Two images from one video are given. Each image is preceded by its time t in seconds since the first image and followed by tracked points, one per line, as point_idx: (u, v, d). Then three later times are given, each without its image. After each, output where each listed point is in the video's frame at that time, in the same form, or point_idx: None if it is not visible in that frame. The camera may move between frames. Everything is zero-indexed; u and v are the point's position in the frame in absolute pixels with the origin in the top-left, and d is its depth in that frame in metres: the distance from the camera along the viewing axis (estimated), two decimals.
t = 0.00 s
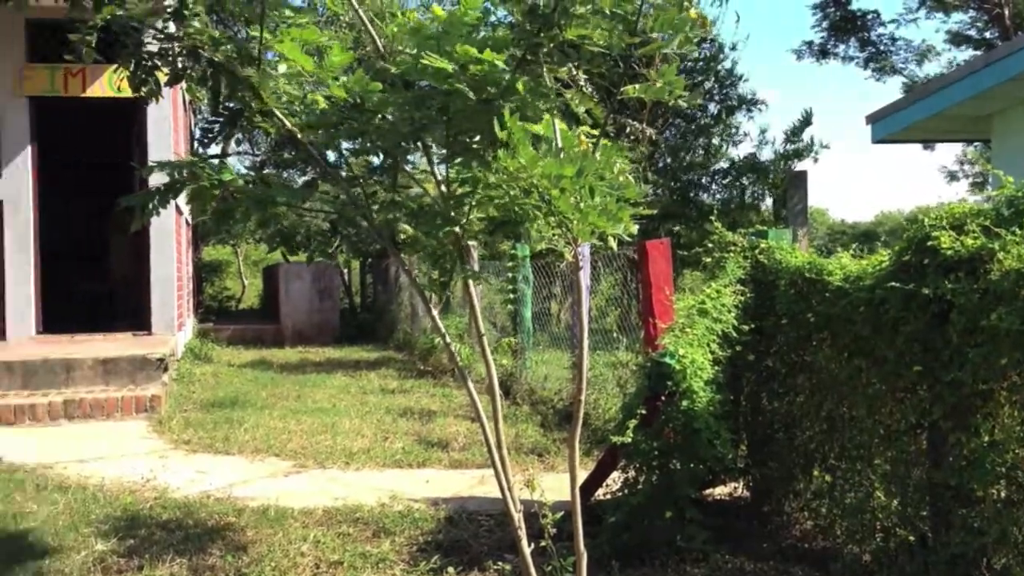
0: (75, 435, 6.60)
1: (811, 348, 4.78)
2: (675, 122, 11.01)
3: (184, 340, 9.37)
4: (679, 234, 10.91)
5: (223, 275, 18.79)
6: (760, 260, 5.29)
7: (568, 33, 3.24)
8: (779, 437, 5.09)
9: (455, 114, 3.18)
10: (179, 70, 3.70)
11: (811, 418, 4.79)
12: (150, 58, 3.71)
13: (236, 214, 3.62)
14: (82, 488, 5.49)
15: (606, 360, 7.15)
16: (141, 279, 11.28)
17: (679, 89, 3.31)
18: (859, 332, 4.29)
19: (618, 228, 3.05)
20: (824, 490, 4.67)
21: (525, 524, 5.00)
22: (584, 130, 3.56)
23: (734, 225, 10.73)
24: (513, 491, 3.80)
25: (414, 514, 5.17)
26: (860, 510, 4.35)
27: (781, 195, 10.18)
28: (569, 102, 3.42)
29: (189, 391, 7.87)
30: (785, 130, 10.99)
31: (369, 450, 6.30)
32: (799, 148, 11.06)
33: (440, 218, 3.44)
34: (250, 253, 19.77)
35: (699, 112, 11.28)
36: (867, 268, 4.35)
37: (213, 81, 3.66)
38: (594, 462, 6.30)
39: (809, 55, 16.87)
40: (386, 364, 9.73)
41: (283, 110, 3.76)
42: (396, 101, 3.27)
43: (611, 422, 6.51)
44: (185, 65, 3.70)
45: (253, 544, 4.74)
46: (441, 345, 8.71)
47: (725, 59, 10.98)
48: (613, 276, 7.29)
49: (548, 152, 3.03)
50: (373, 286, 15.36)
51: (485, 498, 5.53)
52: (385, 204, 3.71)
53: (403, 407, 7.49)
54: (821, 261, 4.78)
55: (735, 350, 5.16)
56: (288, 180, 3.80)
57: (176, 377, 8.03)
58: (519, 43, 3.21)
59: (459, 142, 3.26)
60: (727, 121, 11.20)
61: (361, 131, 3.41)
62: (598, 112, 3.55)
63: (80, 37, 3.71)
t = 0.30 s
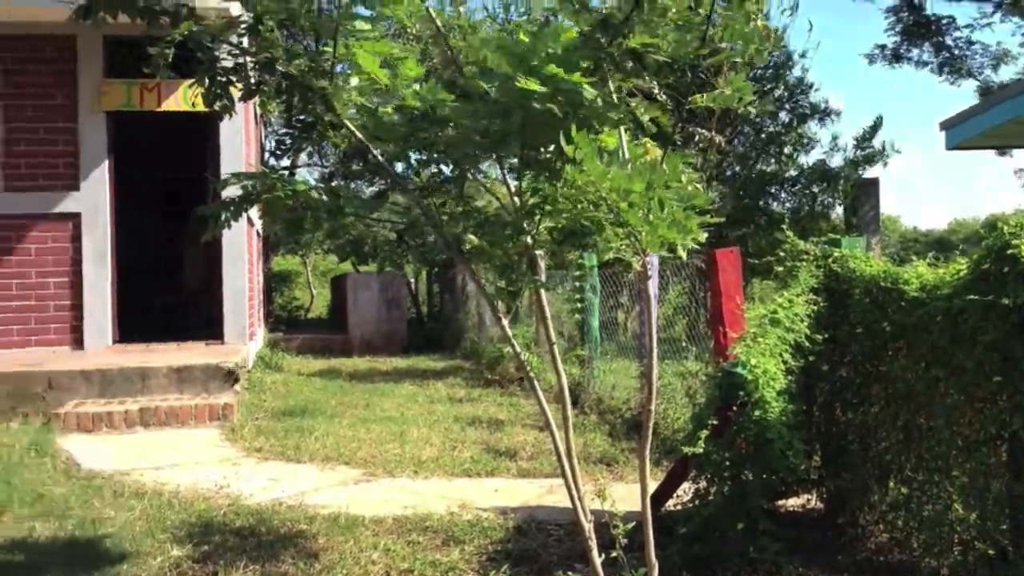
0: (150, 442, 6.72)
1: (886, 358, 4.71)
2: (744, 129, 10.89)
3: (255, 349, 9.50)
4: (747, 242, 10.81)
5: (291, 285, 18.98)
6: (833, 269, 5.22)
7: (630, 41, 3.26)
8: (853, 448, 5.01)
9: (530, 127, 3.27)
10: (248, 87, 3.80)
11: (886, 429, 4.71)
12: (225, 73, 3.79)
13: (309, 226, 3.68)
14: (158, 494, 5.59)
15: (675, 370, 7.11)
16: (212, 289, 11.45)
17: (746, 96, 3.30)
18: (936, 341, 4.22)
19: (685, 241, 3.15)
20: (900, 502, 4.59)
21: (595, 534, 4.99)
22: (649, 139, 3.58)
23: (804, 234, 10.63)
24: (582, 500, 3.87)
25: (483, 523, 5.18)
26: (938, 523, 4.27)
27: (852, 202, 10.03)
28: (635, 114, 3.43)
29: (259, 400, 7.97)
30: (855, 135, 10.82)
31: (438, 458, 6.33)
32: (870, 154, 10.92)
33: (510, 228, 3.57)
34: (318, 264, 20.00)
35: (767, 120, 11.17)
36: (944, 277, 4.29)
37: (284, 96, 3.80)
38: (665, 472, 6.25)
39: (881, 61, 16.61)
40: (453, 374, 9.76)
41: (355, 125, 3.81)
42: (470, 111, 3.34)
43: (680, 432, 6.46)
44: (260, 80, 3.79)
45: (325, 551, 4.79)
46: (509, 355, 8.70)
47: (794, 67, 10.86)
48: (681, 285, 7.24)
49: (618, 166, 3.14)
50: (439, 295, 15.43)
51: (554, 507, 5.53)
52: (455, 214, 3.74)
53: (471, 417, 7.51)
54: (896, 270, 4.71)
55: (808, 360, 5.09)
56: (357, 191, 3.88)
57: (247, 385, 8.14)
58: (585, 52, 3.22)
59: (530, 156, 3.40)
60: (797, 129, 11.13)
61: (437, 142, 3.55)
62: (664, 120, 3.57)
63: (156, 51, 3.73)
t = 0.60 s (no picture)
0: (218, 457, 6.81)
1: (958, 374, 4.61)
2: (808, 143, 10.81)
3: (319, 365, 9.58)
4: (813, 257, 10.66)
5: (354, 302, 19.12)
6: (903, 285, 5.13)
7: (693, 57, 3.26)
8: (925, 466, 4.89)
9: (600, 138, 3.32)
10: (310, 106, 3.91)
11: (959, 446, 4.61)
12: (289, 92, 3.92)
13: (374, 246, 3.74)
14: (227, 509, 5.66)
15: (742, 387, 7.03)
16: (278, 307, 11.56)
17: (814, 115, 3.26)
18: (1010, 357, 4.13)
19: (752, 257, 3.19)
20: (973, 522, 4.48)
21: (661, 552, 4.95)
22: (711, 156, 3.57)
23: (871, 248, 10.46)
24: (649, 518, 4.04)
25: (548, 540, 5.16)
26: (1013, 544, 4.16)
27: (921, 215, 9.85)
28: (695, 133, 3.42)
29: (324, 415, 8.04)
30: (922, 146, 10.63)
31: (502, 474, 6.32)
32: (938, 164, 10.70)
33: (575, 244, 3.60)
34: (382, 281, 20.15)
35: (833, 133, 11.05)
36: (1018, 292, 4.20)
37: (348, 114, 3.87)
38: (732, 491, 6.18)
39: (949, 73, 16.32)
40: (516, 390, 9.75)
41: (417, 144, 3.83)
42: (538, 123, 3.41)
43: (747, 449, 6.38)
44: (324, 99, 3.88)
45: (389, 567, 4.80)
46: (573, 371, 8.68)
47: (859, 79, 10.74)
48: (746, 301, 7.18)
49: (685, 183, 3.15)
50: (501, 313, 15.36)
51: (619, 525, 5.49)
52: (519, 230, 3.77)
53: (534, 433, 7.49)
54: (968, 285, 4.62)
55: (877, 377, 5.01)
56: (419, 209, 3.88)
57: (312, 401, 8.22)
58: (649, 72, 3.27)
59: (597, 173, 3.42)
60: (864, 141, 10.97)
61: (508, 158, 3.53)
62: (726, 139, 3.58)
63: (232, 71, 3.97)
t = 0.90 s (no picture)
0: (281, 472, 6.88)
1: None
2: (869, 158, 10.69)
3: (379, 380, 9.63)
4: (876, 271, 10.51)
5: (413, 317, 19.20)
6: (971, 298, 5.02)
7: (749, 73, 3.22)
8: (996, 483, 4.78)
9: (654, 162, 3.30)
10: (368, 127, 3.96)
11: None
12: (346, 113, 3.92)
13: (434, 263, 3.80)
14: (290, 523, 5.71)
15: (806, 403, 6.94)
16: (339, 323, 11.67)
17: (877, 130, 3.33)
18: None
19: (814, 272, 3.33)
20: None
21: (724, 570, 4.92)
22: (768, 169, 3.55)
23: (936, 261, 10.29)
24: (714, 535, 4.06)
25: (610, 557, 5.13)
26: None
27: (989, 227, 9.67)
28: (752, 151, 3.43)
29: (384, 430, 8.08)
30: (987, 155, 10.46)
31: (563, 490, 6.30)
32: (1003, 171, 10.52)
33: (636, 260, 3.61)
34: (439, 297, 20.24)
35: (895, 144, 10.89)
36: None
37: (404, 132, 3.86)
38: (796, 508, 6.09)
39: (1015, 82, 16.01)
40: (575, 405, 9.71)
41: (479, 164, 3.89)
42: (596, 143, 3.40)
43: (812, 466, 6.30)
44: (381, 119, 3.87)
45: None
46: (633, 386, 8.63)
47: (922, 90, 10.57)
48: (807, 315, 7.10)
49: (745, 200, 3.36)
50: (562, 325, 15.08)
51: (682, 542, 5.45)
52: (578, 245, 3.76)
53: (595, 449, 7.46)
54: None
55: (946, 393, 4.91)
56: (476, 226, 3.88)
57: (372, 416, 8.27)
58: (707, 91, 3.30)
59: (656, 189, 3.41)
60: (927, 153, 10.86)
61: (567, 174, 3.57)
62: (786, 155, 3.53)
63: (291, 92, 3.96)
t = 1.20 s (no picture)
0: (347, 479, 6.93)
1: None
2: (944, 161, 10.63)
3: (443, 388, 9.65)
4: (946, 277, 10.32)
5: (474, 325, 19.23)
6: None
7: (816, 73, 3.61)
8: None
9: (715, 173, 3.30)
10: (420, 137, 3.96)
11: None
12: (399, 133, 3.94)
13: (498, 274, 3.84)
14: (357, 530, 5.75)
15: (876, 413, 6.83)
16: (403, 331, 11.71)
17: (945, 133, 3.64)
18: None
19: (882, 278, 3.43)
20: None
21: None
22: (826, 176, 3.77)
23: (1008, 266, 10.07)
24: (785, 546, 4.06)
25: (677, 568, 5.09)
26: None
27: None
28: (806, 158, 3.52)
29: (448, 439, 8.11)
30: None
31: (628, 500, 6.27)
32: None
33: (701, 271, 3.61)
34: (500, 305, 20.27)
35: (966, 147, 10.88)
36: None
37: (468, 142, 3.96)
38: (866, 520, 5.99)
39: None
40: (639, 413, 9.66)
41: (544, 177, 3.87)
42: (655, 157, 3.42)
43: (883, 476, 6.19)
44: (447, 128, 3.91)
45: None
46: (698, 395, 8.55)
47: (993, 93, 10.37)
48: (874, 323, 6.99)
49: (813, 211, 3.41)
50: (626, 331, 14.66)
51: (750, 553, 5.39)
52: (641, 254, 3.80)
53: (659, 457, 7.42)
54: None
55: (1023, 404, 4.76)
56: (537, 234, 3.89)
57: (436, 424, 8.30)
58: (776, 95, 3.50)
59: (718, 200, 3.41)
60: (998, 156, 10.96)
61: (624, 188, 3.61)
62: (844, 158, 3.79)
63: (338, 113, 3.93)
